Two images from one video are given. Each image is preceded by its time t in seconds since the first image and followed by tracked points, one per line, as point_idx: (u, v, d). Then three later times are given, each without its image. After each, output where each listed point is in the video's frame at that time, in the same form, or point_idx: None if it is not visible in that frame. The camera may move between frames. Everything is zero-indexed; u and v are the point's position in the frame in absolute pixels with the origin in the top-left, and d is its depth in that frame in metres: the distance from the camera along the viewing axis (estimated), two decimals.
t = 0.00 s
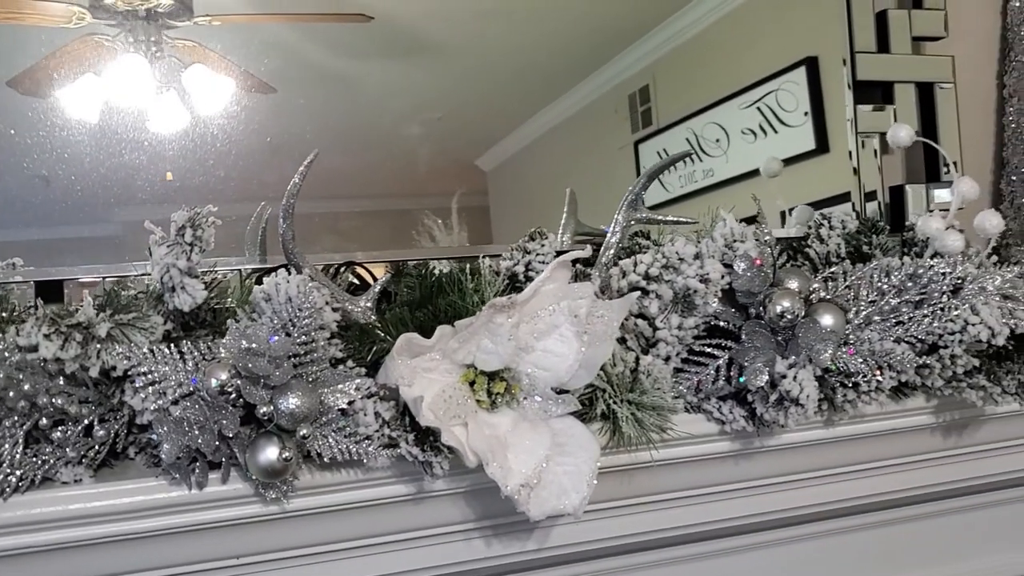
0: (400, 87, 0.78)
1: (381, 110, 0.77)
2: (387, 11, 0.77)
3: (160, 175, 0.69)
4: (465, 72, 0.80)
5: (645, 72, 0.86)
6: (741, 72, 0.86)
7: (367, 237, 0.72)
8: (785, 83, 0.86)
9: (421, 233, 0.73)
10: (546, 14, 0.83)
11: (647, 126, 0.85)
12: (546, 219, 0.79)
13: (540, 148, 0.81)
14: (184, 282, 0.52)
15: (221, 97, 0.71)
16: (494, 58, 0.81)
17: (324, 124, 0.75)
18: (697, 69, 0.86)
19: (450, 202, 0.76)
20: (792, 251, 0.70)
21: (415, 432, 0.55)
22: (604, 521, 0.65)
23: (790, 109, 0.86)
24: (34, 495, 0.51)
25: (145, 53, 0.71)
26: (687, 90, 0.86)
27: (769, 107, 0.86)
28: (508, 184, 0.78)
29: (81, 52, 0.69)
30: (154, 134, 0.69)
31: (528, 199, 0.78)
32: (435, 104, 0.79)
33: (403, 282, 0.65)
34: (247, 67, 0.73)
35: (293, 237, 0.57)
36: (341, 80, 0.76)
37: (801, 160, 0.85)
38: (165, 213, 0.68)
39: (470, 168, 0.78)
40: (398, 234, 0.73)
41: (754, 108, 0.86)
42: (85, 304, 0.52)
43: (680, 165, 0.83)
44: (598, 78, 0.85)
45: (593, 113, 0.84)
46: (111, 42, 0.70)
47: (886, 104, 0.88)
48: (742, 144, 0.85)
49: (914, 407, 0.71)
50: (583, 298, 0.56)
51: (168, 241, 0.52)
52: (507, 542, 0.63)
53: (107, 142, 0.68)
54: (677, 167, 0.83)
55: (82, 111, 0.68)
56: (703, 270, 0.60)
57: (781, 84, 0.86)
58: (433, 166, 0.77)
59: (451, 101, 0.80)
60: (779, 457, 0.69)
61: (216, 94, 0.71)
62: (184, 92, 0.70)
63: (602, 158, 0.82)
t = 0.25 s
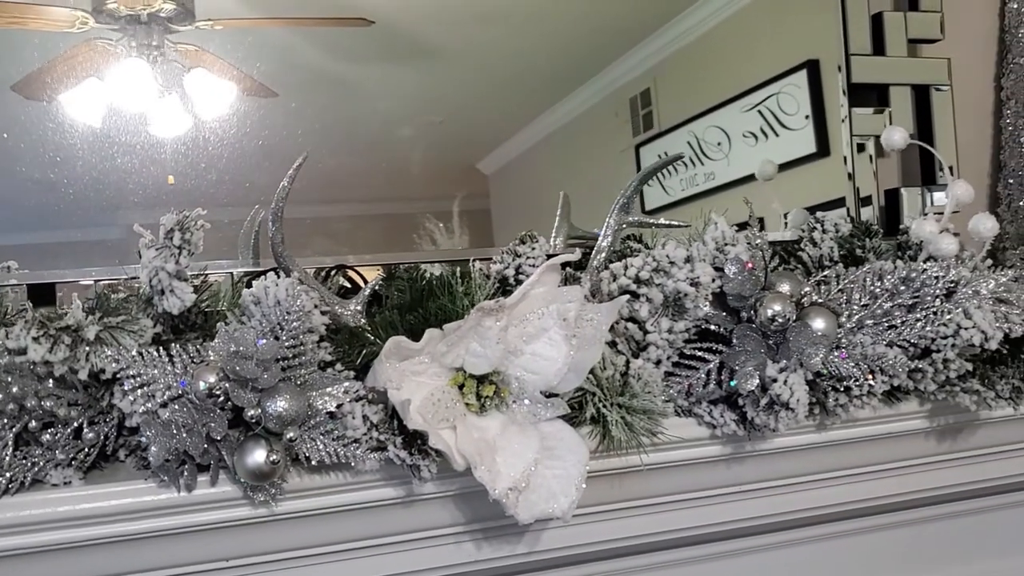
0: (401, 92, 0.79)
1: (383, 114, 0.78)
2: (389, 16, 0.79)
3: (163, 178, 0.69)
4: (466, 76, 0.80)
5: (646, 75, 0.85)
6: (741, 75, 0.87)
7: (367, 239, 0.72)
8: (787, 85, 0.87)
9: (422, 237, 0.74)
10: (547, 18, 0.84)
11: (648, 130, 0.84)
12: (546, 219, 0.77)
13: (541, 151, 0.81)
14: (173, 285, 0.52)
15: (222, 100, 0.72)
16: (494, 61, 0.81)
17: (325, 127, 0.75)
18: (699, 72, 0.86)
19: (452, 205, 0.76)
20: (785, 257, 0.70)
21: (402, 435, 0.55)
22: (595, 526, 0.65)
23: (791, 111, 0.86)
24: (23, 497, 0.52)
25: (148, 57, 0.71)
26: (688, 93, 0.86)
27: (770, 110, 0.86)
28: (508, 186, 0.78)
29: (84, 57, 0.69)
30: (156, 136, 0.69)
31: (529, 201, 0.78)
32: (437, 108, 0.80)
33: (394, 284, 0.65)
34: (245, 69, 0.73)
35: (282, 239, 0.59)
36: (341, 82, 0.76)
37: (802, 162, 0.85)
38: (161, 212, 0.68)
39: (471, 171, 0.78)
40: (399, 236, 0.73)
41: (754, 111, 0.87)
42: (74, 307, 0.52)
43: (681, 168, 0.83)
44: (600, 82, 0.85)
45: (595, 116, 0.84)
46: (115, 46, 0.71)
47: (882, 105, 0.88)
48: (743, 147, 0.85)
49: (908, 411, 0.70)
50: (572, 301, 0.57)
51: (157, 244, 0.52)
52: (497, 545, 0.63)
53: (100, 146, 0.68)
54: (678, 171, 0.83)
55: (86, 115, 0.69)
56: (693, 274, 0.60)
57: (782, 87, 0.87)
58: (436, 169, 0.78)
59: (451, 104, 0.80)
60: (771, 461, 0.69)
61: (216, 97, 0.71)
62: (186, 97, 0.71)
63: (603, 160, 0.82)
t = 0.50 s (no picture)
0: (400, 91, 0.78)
1: (380, 114, 0.77)
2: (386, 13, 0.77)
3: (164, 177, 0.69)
4: (464, 76, 0.80)
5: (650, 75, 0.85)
6: (744, 74, 0.86)
7: (369, 240, 0.72)
8: (790, 85, 0.86)
9: (426, 236, 0.74)
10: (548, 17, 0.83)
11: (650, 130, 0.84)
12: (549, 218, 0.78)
13: (543, 151, 0.80)
14: (164, 287, 0.52)
15: (224, 100, 0.71)
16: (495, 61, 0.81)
17: (323, 129, 0.75)
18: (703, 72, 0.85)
19: (455, 204, 0.76)
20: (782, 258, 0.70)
21: (391, 437, 0.56)
22: (584, 528, 0.65)
23: (795, 111, 0.86)
24: (14, 498, 0.52)
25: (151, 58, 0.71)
26: (691, 93, 0.85)
27: (773, 110, 0.86)
28: (510, 185, 0.78)
29: (88, 57, 0.69)
30: (159, 135, 0.69)
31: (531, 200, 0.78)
32: (436, 108, 0.79)
33: (387, 286, 0.65)
34: (247, 69, 0.72)
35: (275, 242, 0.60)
36: (337, 81, 0.76)
37: (804, 162, 0.85)
38: (157, 212, 0.68)
39: (472, 171, 0.78)
40: (401, 237, 0.73)
41: (757, 110, 0.86)
42: (65, 310, 0.52)
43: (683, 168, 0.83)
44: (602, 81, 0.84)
45: (596, 116, 0.83)
46: (119, 47, 0.71)
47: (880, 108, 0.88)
48: (747, 147, 0.85)
49: (903, 415, 0.70)
50: (562, 305, 0.57)
51: (148, 249, 0.52)
52: (490, 547, 0.63)
53: (94, 148, 0.68)
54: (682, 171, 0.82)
55: (90, 114, 0.68)
56: (685, 278, 0.60)
57: (784, 87, 0.86)
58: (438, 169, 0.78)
59: (451, 104, 0.79)
60: (762, 464, 0.69)
61: (218, 96, 0.71)
62: (190, 97, 0.70)
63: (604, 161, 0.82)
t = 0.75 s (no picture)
0: (407, 88, 0.77)
1: (388, 111, 0.77)
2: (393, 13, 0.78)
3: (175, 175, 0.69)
4: (472, 73, 0.79)
5: (658, 74, 0.84)
6: (753, 73, 0.86)
7: (377, 237, 0.72)
8: (801, 84, 0.86)
9: (435, 234, 0.74)
10: (557, 15, 0.83)
11: (660, 128, 0.83)
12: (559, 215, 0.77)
13: (554, 148, 0.80)
14: (157, 290, 0.53)
15: (234, 98, 0.71)
16: (503, 58, 0.80)
17: (331, 126, 0.74)
18: (712, 71, 0.85)
19: (465, 201, 0.76)
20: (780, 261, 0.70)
21: (383, 440, 0.55)
22: (576, 531, 0.65)
23: (805, 110, 0.86)
24: (9, 497, 0.52)
25: (161, 56, 0.71)
26: (701, 91, 0.85)
27: (784, 108, 0.86)
28: (519, 183, 0.77)
29: (98, 55, 0.69)
30: (169, 135, 0.69)
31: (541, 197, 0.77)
32: (446, 105, 0.78)
33: (383, 288, 0.65)
34: (257, 68, 0.72)
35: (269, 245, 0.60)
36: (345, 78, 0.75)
37: (814, 161, 0.85)
38: (155, 215, 0.68)
39: (481, 168, 0.77)
40: (410, 234, 0.73)
41: (767, 109, 0.86)
42: (59, 311, 0.52)
43: (693, 167, 0.83)
44: (611, 79, 0.84)
45: (607, 113, 0.83)
46: (129, 45, 0.70)
47: (881, 111, 0.87)
48: (757, 146, 0.85)
49: (901, 419, 0.70)
50: (555, 308, 0.57)
51: (140, 252, 0.53)
52: (484, 548, 0.64)
53: (94, 150, 0.68)
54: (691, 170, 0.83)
55: (99, 112, 0.68)
56: (678, 281, 0.60)
57: (795, 86, 0.86)
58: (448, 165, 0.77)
59: (459, 101, 0.79)
60: (756, 468, 0.68)
61: (228, 95, 0.71)
62: (200, 95, 0.71)
63: (614, 159, 0.81)
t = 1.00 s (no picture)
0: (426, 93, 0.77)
1: (409, 114, 0.77)
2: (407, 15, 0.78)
3: (198, 178, 0.69)
4: (493, 76, 0.80)
5: (680, 76, 0.85)
6: (774, 77, 0.85)
7: (398, 241, 0.72)
8: (823, 87, 0.85)
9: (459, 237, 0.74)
10: (579, 17, 0.83)
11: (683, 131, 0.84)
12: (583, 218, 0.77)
13: (578, 151, 0.80)
14: (152, 290, 0.53)
15: (257, 101, 0.72)
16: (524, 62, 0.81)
17: (354, 130, 0.75)
18: (734, 75, 0.85)
19: (489, 205, 0.76)
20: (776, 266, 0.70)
21: (374, 440, 0.56)
22: (571, 534, 0.65)
23: (828, 113, 0.85)
24: (5, 495, 0.53)
25: (182, 59, 0.72)
26: (723, 94, 0.85)
27: (807, 112, 0.85)
28: (543, 186, 0.77)
29: (122, 59, 0.70)
30: (191, 138, 0.70)
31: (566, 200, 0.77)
32: (468, 108, 0.79)
33: (381, 291, 0.66)
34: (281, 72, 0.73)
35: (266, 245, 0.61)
36: (369, 83, 0.76)
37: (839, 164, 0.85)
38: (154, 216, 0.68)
39: (506, 171, 0.77)
40: (434, 239, 0.73)
41: (790, 112, 0.85)
42: (55, 311, 0.53)
43: (716, 171, 0.84)
44: (634, 82, 0.84)
45: (630, 116, 0.83)
46: (152, 49, 0.71)
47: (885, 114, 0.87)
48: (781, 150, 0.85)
49: (902, 423, 0.69)
50: (547, 311, 0.57)
51: (135, 253, 0.54)
52: (482, 550, 0.64)
53: (95, 154, 0.68)
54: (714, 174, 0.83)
55: (123, 116, 0.69)
56: (672, 284, 0.60)
57: (817, 89, 0.85)
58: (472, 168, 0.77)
59: (480, 104, 0.79)
60: (753, 472, 0.68)
61: (251, 99, 0.72)
62: (222, 99, 0.71)
63: (639, 162, 0.82)
